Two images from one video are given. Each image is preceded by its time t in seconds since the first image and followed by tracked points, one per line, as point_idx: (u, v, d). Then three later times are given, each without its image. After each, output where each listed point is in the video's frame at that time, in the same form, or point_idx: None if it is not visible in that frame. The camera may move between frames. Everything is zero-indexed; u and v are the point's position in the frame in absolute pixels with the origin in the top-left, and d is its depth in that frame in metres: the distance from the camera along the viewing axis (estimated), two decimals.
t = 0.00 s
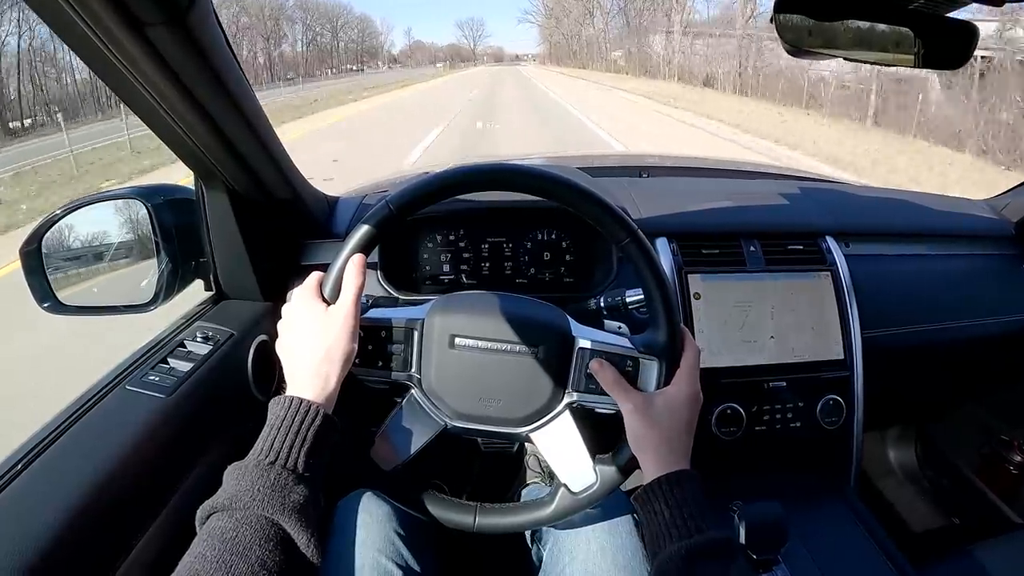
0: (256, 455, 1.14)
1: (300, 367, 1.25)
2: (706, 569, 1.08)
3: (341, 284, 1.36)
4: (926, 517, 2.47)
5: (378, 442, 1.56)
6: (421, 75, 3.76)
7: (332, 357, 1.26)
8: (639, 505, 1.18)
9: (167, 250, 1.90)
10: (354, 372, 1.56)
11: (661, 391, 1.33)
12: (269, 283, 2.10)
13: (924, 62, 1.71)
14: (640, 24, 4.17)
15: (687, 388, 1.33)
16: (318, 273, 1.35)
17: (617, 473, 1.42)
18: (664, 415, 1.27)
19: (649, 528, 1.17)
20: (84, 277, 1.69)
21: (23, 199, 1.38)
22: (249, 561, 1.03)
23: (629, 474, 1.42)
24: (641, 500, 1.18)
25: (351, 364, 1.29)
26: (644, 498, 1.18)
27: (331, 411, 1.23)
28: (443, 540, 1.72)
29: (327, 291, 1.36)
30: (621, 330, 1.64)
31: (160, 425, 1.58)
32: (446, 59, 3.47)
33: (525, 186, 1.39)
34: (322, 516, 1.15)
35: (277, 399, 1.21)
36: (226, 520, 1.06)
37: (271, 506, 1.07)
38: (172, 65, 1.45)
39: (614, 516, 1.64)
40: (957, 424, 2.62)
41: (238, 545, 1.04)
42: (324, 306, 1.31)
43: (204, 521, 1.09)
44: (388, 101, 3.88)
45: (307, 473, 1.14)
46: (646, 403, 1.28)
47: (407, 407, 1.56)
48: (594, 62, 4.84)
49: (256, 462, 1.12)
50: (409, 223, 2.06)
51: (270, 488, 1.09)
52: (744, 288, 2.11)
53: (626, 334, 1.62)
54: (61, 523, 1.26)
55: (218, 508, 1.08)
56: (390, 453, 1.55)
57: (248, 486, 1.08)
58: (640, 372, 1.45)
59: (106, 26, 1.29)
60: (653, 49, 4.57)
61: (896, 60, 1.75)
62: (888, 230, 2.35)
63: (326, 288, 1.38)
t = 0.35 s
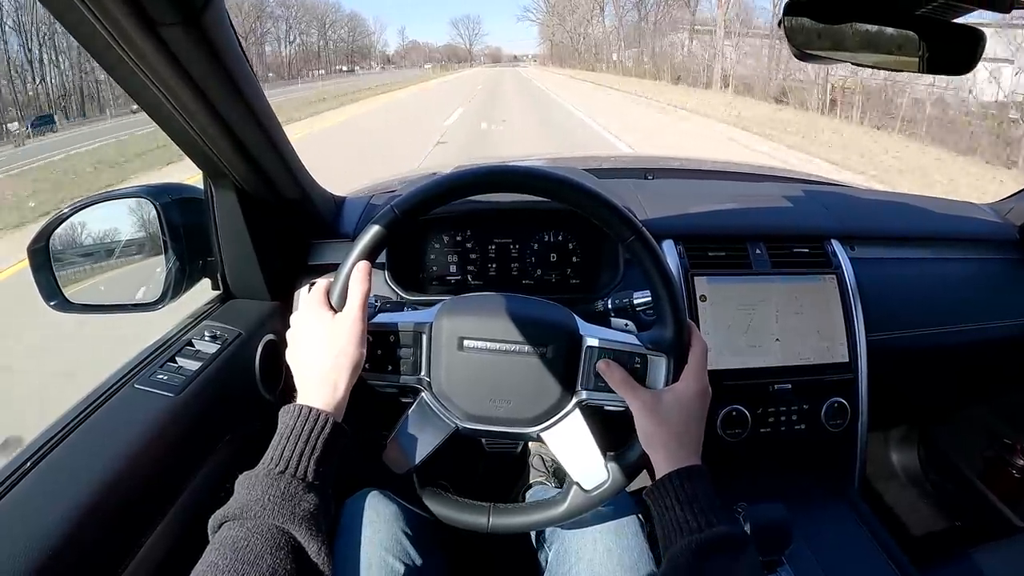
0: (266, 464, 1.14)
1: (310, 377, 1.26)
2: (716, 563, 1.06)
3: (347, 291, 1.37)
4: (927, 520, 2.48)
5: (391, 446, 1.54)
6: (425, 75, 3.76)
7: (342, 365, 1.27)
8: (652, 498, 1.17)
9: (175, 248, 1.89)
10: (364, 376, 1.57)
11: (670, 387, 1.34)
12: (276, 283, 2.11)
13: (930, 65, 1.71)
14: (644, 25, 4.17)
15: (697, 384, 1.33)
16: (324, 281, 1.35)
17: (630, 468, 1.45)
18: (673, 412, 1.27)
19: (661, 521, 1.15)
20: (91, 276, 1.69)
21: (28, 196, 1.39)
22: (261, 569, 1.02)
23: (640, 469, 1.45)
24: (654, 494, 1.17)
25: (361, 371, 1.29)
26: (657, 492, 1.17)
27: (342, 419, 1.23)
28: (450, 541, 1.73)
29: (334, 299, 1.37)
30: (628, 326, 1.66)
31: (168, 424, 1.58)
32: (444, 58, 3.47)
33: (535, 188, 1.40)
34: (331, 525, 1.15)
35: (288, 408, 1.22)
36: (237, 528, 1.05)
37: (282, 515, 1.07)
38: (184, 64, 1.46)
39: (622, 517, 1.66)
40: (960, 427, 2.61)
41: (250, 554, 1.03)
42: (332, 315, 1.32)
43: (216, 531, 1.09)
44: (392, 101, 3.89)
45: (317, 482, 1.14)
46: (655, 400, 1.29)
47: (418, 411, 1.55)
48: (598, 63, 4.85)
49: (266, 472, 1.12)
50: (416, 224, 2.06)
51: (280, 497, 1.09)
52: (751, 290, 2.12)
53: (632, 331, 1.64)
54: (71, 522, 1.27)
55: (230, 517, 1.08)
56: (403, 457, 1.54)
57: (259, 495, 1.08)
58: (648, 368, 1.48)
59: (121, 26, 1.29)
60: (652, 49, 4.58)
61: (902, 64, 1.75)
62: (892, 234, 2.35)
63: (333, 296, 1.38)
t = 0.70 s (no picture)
0: (261, 482, 1.09)
1: (305, 393, 1.22)
2: (722, 560, 1.02)
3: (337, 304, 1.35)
4: (926, 524, 2.46)
5: (392, 456, 1.51)
6: (422, 75, 3.75)
7: (336, 379, 1.23)
8: (659, 493, 1.12)
9: (171, 247, 1.88)
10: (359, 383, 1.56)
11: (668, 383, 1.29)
12: (273, 283, 2.10)
13: (929, 67, 1.70)
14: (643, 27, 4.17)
15: (696, 377, 1.29)
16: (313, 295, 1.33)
17: (630, 467, 1.42)
18: (675, 409, 1.22)
19: (667, 517, 1.10)
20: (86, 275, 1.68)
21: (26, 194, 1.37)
22: None
23: (641, 466, 1.42)
24: (660, 490, 1.12)
25: (356, 383, 1.26)
26: (663, 487, 1.12)
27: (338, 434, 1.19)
28: (447, 544, 1.72)
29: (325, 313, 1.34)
30: (625, 321, 1.69)
31: (163, 424, 1.57)
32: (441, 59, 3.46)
33: (531, 188, 1.39)
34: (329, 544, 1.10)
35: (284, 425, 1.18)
36: (234, 548, 1.01)
37: (278, 534, 1.02)
38: (178, 63, 1.45)
39: (623, 517, 1.67)
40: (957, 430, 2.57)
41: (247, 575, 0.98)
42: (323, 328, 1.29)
43: (213, 552, 1.05)
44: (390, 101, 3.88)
45: (314, 498, 1.10)
46: (654, 397, 1.24)
47: (417, 417, 1.53)
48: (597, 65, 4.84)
49: (261, 490, 1.07)
50: (413, 224, 2.05)
51: (276, 515, 1.04)
52: (749, 292, 2.12)
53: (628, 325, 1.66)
54: (63, 523, 1.25)
55: (226, 537, 1.03)
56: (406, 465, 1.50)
57: (255, 514, 1.04)
58: (645, 363, 1.47)
59: (115, 24, 1.29)
60: (650, 50, 4.58)
61: (901, 66, 1.75)
62: (891, 237, 2.34)
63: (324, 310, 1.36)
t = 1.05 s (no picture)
0: (251, 476, 1.09)
1: (296, 387, 1.22)
2: (705, 562, 1.02)
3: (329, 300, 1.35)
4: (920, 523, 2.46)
5: (381, 452, 1.50)
6: (418, 75, 3.75)
7: (327, 373, 1.23)
8: (640, 496, 1.12)
9: (164, 247, 1.87)
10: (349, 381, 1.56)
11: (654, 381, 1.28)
12: (266, 281, 2.10)
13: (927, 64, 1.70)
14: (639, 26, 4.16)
15: (682, 376, 1.28)
16: (305, 291, 1.33)
17: (621, 465, 1.41)
18: (658, 409, 1.22)
19: (648, 520, 1.10)
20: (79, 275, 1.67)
21: (17, 193, 1.38)
22: None
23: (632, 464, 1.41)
24: (642, 492, 1.11)
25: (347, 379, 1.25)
26: (644, 490, 1.11)
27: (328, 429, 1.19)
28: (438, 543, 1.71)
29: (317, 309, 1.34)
30: (615, 321, 1.74)
31: (155, 422, 1.57)
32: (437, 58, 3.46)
33: (522, 185, 1.39)
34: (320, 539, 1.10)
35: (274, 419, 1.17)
36: (224, 542, 1.00)
37: (268, 528, 1.02)
38: (168, 60, 1.45)
39: (614, 515, 1.67)
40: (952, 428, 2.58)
41: (237, 569, 0.98)
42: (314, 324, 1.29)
43: (204, 545, 1.04)
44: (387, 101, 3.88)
45: (304, 493, 1.09)
46: (639, 395, 1.24)
47: (407, 413, 1.54)
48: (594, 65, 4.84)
49: (251, 483, 1.07)
50: (406, 223, 2.05)
51: (267, 509, 1.04)
52: (743, 290, 2.12)
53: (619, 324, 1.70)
54: (53, 520, 1.25)
55: (217, 530, 1.03)
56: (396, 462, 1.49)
57: (245, 508, 1.03)
58: (636, 361, 1.48)
59: (105, 22, 1.29)
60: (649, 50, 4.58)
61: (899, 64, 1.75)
62: (885, 235, 2.34)
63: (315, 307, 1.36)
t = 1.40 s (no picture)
0: (253, 483, 1.09)
1: (297, 394, 1.22)
2: (707, 557, 1.02)
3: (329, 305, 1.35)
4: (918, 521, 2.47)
5: (384, 454, 1.49)
6: (414, 75, 3.75)
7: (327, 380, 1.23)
8: (643, 493, 1.13)
9: (163, 246, 1.88)
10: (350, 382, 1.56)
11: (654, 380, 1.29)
12: (264, 282, 2.10)
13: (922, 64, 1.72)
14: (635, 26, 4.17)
15: (682, 374, 1.28)
16: (305, 297, 1.33)
17: (620, 463, 1.42)
18: (659, 408, 1.22)
19: (652, 516, 1.11)
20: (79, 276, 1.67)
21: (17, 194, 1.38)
22: None
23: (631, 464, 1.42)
24: (645, 489, 1.13)
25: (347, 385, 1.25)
26: (648, 488, 1.12)
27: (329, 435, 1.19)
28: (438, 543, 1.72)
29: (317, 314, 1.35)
30: (615, 317, 1.73)
31: (155, 423, 1.57)
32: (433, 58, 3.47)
33: (521, 186, 1.39)
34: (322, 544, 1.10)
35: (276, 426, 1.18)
36: (227, 549, 1.00)
37: (271, 533, 1.02)
38: (168, 62, 1.45)
39: (614, 513, 1.67)
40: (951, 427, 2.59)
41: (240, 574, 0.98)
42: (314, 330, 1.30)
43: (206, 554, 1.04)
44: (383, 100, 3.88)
45: (306, 499, 1.10)
46: (640, 395, 1.24)
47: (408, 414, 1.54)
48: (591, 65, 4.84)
49: (253, 490, 1.07)
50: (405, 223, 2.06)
51: (269, 515, 1.04)
52: (741, 289, 2.12)
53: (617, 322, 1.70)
54: (54, 522, 1.26)
55: (219, 538, 1.03)
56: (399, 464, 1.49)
57: (247, 515, 1.04)
58: (635, 358, 1.49)
59: (104, 23, 1.29)
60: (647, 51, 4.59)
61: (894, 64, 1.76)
62: (883, 234, 2.35)
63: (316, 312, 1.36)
